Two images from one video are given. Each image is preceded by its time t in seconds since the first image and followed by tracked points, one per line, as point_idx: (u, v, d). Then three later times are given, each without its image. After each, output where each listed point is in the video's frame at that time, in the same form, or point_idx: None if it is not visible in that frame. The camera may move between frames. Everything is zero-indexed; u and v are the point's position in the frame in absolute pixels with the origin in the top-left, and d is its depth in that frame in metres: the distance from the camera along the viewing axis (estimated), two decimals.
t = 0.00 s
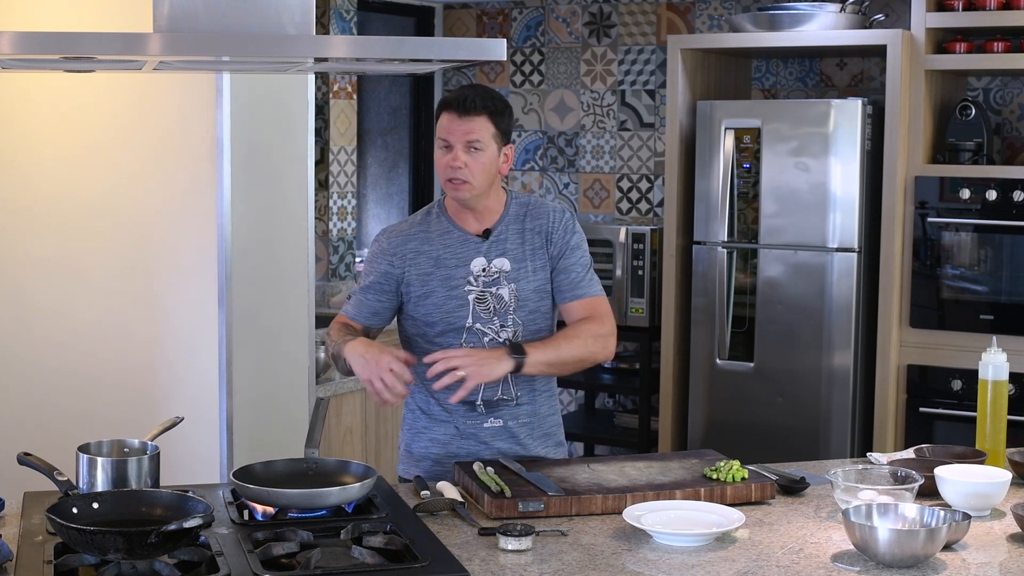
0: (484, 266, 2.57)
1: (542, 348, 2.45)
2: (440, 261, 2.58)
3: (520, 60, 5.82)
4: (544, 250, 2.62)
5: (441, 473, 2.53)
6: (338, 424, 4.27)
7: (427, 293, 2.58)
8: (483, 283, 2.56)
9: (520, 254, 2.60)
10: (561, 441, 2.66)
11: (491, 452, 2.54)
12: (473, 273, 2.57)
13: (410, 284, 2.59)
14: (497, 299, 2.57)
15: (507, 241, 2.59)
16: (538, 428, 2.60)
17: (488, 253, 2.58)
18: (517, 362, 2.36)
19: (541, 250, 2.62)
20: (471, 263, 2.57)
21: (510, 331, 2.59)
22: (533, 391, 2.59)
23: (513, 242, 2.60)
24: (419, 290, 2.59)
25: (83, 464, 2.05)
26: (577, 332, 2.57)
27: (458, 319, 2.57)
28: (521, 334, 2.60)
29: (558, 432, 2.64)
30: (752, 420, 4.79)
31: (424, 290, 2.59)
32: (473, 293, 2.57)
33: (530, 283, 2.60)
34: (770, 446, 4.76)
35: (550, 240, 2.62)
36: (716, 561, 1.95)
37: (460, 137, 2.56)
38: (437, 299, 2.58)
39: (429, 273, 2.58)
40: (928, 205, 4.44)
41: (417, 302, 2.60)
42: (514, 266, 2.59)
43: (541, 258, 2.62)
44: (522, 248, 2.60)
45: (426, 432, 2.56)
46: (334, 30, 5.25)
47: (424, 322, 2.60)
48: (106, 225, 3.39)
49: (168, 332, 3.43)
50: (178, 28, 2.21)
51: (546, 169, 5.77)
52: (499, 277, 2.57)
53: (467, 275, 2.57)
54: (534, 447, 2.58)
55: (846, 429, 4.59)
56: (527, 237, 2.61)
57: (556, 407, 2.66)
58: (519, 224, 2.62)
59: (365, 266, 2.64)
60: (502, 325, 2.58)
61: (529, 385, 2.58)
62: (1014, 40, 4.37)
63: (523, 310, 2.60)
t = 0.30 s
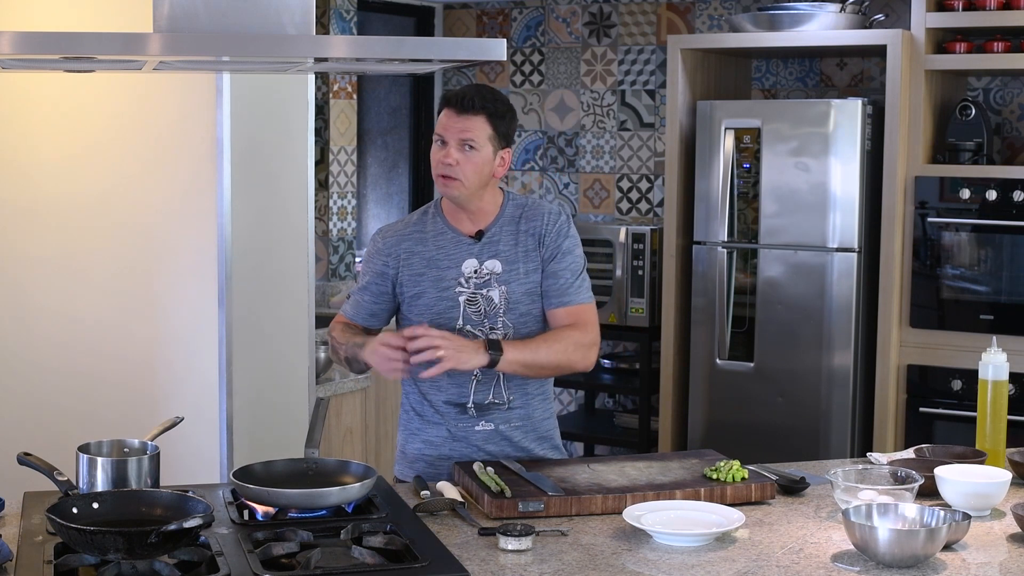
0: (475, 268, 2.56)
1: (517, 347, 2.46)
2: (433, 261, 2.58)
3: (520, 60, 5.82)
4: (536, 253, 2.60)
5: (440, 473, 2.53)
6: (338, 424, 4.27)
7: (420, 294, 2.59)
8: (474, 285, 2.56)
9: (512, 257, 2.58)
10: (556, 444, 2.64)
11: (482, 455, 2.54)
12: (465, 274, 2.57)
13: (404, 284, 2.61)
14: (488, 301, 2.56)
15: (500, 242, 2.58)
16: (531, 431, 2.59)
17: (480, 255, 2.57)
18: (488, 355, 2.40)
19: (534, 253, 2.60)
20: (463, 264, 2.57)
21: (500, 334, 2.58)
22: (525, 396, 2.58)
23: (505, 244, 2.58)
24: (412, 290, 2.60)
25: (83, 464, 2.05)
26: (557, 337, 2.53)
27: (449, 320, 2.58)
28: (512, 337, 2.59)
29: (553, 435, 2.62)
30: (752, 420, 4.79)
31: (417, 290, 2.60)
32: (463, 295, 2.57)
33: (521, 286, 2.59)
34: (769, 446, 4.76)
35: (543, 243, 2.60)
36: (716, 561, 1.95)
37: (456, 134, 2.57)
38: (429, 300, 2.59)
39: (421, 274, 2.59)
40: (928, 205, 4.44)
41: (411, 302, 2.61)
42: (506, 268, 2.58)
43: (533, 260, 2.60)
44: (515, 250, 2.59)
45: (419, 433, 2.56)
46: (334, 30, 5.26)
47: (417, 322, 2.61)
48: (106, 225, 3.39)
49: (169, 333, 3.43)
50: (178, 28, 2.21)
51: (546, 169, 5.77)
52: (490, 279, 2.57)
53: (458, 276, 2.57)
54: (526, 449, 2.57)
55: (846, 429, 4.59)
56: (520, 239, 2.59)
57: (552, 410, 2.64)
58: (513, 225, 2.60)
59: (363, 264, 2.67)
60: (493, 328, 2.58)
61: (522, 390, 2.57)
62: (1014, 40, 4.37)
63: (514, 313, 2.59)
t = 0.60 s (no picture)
0: (476, 274, 2.57)
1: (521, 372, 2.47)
2: (433, 267, 2.59)
3: (520, 60, 5.82)
4: (537, 259, 2.60)
5: (440, 474, 2.53)
6: (337, 424, 4.27)
7: (420, 300, 2.59)
8: (475, 292, 2.56)
9: (513, 262, 2.59)
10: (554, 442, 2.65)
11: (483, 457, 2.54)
12: (466, 281, 2.57)
13: (403, 290, 2.61)
14: (489, 308, 2.57)
15: (501, 247, 2.58)
16: (531, 432, 2.59)
17: (481, 262, 2.58)
18: (499, 388, 2.38)
19: (535, 258, 2.60)
20: (464, 271, 2.57)
21: (501, 341, 2.59)
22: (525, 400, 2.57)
23: (506, 250, 2.59)
24: (412, 296, 2.60)
25: (83, 464, 2.05)
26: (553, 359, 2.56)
27: (450, 327, 2.58)
28: (513, 344, 2.60)
29: (552, 435, 2.63)
30: (752, 420, 4.79)
31: (417, 296, 2.60)
32: (464, 302, 2.57)
33: (523, 292, 2.59)
34: (770, 446, 4.76)
35: (545, 248, 2.60)
36: (716, 561, 1.95)
37: (463, 144, 2.51)
38: (429, 306, 2.59)
39: (421, 280, 2.59)
40: (928, 205, 4.44)
41: (411, 308, 2.61)
42: (507, 274, 2.58)
43: (535, 266, 2.60)
44: (516, 256, 2.59)
45: (420, 436, 2.56)
46: (334, 30, 5.26)
47: (417, 328, 2.61)
48: (106, 225, 3.40)
49: (168, 333, 3.42)
50: (178, 28, 2.21)
51: (546, 169, 5.77)
52: (492, 285, 2.57)
53: (460, 283, 2.57)
54: (526, 450, 2.58)
55: (846, 429, 4.59)
56: (521, 244, 2.59)
57: (551, 410, 2.64)
58: (514, 230, 2.60)
59: (362, 270, 2.67)
60: (494, 334, 2.58)
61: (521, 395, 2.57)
62: (1014, 40, 4.37)
63: (515, 320, 2.59)
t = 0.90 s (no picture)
0: (483, 274, 2.57)
1: (543, 364, 2.50)
2: (438, 266, 2.58)
3: (520, 60, 5.82)
4: (543, 258, 2.62)
5: (440, 474, 2.53)
6: (337, 424, 4.27)
7: (425, 299, 2.58)
8: (482, 291, 2.56)
9: (519, 262, 2.60)
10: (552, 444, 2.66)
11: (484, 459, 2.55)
12: (472, 280, 2.57)
13: (408, 289, 2.59)
14: (495, 307, 2.57)
15: (506, 247, 2.59)
16: (531, 435, 2.60)
17: (487, 261, 2.58)
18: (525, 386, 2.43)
19: (540, 258, 2.62)
20: (470, 270, 2.57)
21: (507, 340, 2.59)
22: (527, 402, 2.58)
23: (511, 249, 2.59)
24: (417, 295, 2.58)
25: (83, 464, 2.05)
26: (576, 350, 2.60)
27: (455, 326, 2.57)
28: (519, 343, 2.60)
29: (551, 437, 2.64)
30: (752, 420, 4.79)
31: (422, 295, 2.58)
32: (471, 301, 2.56)
33: (529, 291, 2.60)
34: (771, 446, 4.76)
35: (550, 248, 2.62)
36: (716, 561, 1.95)
37: (468, 138, 2.53)
38: (434, 305, 2.57)
39: (426, 279, 2.58)
40: (928, 205, 4.44)
41: (415, 307, 2.60)
42: (513, 274, 2.59)
43: (540, 266, 2.62)
44: (521, 256, 2.60)
45: (420, 437, 2.55)
46: (334, 30, 5.25)
47: (422, 328, 2.60)
48: (105, 224, 3.40)
49: (168, 333, 3.42)
50: (178, 28, 2.21)
51: (546, 169, 5.77)
52: (498, 284, 2.57)
53: (466, 282, 2.57)
54: (526, 452, 2.59)
55: (846, 429, 4.59)
56: (526, 244, 2.60)
57: (549, 412, 2.66)
58: (519, 230, 2.61)
59: (363, 268, 2.64)
60: (499, 333, 2.58)
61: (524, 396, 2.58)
62: (1014, 40, 4.37)
63: (520, 319, 2.60)
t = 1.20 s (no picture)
0: (486, 272, 2.56)
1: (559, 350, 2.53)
2: (443, 264, 2.56)
3: (520, 60, 5.82)
4: (545, 257, 2.63)
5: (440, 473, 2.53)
6: (338, 423, 4.27)
7: (429, 296, 2.56)
8: (486, 290, 2.55)
9: (521, 261, 2.60)
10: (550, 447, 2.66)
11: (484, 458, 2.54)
12: (476, 278, 2.56)
13: (413, 287, 2.57)
14: (498, 305, 2.57)
15: (509, 246, 2.59)
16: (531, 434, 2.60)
17: (491, 259, 2.57)
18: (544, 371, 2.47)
19: (542, 257, 2.63)
20: (474, 268, 2.56)
21: (509, 338, 2.59)
22: (527, 400, 2.59)
23: (514, 248, 2.60)
24: (421, 293, 2.57)
25: (83, 464, 2.05)
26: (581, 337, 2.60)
27: (457, 323, 2.57)
28: (520, 341, 2.60)
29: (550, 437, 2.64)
30: (752, 420, 4.79)
31: (426, 293, 2.56)
32: (474, 299, 2.56)
33: (530, 290, 2.61)
34: (771, 446, 4.76)
35: (551, 248, 2.63)
36: (716, 561, 1.95)
37: (489, 136, 2.53)
38: (438, 303, 2.56)
39: (431, 276, 2.56)
40: (928, 205, 4.44)
41: (418, 305, 2.58)
42: (516, 273, 2.59)
43: (541, 265, 2.63)
44: (523, 255, 2.61)
45: (420, 437, 2.55)
46: (334, 30, 5.25)
47: (425, 326, 2.59)
48: (105, 223, 3.40)
49: (169, 333, 3.43)
50: (178, 28, 2.21)
51: (546, 169, 5.77)
52: (501, 283, 2.57)
53: (470, 280, 2.56)
54: (525, 452, 2.59)
55: (846, 429, 4.59)
56: (528, 243, 2.61)
57: (547, 412, 2.66)
58: (521, 230, 2.61)
59: (366, 265, 2.60)
60: (502, 331, 2.59)
61: (523, 394, 2.59)
62: (1014, 40, 4.37)
63: (522, 317, 2.60)
